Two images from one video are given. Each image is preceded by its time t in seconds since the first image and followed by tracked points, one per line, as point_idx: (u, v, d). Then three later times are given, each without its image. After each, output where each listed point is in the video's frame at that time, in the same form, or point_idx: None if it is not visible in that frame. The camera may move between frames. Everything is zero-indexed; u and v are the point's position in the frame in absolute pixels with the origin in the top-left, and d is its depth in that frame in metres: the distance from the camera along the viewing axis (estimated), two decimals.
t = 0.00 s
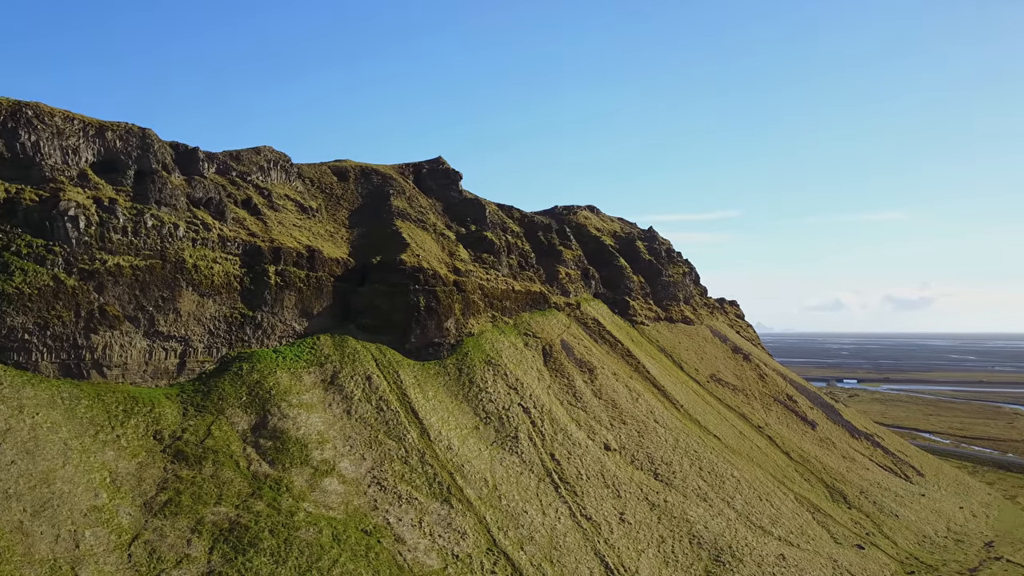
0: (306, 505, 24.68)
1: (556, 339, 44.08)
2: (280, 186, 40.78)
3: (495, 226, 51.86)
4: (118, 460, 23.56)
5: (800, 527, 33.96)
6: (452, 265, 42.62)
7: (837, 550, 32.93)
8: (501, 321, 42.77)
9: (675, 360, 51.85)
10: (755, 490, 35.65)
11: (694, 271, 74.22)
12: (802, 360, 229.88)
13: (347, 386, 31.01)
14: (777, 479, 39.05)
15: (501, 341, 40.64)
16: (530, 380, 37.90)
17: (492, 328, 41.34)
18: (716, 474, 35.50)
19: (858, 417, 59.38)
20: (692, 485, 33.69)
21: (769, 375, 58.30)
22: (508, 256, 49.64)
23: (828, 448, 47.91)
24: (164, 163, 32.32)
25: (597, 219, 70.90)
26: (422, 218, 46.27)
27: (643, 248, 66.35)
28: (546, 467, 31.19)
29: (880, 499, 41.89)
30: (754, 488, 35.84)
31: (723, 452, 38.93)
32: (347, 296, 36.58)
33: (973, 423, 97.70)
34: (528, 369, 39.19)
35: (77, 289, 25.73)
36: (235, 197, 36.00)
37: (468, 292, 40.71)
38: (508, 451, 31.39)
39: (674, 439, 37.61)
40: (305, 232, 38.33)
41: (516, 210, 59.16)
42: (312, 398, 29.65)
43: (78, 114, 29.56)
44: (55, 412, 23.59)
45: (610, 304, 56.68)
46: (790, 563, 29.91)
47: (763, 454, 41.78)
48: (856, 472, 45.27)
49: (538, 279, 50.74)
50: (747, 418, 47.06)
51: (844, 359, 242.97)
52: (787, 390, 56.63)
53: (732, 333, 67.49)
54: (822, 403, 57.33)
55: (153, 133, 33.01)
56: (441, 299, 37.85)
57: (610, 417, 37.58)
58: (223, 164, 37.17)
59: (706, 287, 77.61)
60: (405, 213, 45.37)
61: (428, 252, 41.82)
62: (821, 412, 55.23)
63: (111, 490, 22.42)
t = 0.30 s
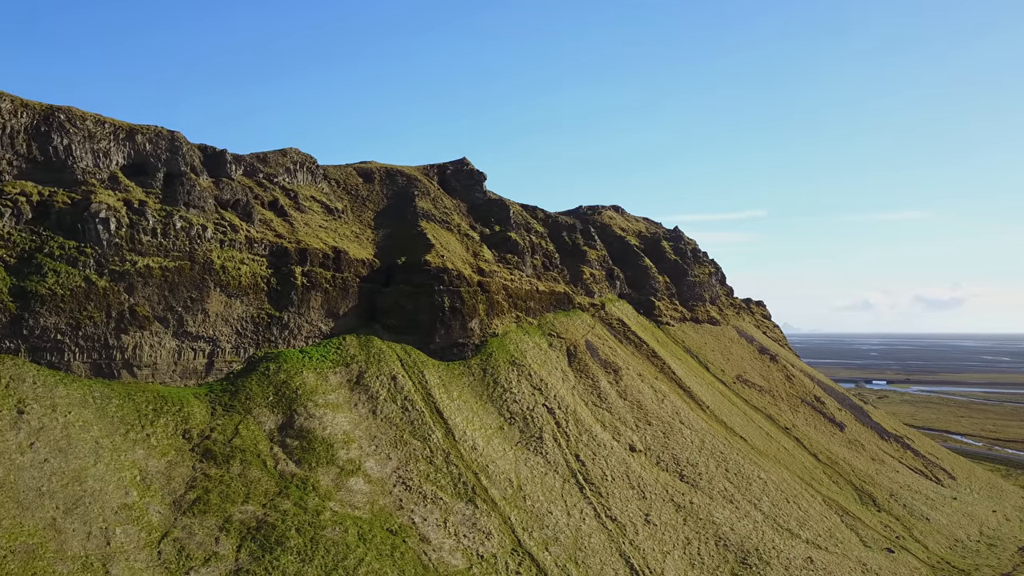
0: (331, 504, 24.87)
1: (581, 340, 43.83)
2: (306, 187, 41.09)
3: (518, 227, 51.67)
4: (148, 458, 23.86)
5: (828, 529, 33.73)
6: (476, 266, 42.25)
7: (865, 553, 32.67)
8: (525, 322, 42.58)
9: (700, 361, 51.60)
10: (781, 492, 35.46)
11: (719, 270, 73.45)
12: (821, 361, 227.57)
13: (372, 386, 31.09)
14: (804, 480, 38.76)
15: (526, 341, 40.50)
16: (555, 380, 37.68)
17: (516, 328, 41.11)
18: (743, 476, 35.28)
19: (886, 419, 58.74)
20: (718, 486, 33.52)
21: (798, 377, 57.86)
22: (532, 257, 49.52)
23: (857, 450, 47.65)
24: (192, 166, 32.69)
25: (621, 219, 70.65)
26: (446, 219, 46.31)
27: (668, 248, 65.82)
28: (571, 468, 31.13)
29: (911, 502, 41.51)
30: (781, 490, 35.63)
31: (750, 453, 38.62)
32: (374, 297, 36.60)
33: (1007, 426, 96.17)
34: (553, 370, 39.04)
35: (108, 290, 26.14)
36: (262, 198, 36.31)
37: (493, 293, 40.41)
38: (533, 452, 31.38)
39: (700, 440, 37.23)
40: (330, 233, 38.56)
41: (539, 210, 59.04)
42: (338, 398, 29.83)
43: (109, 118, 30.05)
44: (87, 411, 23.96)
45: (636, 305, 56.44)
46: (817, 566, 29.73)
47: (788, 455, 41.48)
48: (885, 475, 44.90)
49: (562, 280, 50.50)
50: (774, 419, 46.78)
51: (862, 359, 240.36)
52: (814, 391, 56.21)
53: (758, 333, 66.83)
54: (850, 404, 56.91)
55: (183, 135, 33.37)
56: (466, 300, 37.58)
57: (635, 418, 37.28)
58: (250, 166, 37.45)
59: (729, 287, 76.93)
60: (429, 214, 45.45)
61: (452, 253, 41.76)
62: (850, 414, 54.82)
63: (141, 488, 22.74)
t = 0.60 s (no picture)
0: (357, 503, 25.02)
1: (605, 341, 43.27)
2: (331, 189, 41.40)
3: (542, 227, 51.26)
4: (177, 457, 24.15)
5: (857, 533, 33.31)
6: (500, 266, 41.76)
7: (896, 558, 32.21)
8: (550, 322, 42.10)
9: (726, 362, 51.13)
10: (809, 494, 35.07)
11: (746, 270, 72.28)
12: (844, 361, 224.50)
13: (398, 386, 31.15)
14: (831, 482, 38.27)
15: (550, 342, 40.07)
16: (579, 381, 37.29)
17: (540, 329, 40.66)
18: (770, 478, 34.93)
19: (916, 421, 57.80)
20: (745, 488, 33.21)
21: (826, 378, 57.22)
22: (556, 257, 49.03)
23: (886, 452, 47.04)
24: (221, 168, 33.10)
25: (646, 219, 70.17)
26: (470, 220, 46.28)
27: (694, 248, 65.10)
28: (596, 469, 31.00)
29: (942, 506, 40.90)
30: (809, 493, 35.24)
31: (777, 455, 38.18)
32: (399, 297, 36.60)
33: None
34: (577, 370, 38.63)
35: (137, 291, 26.52)
36: (289, 200, 36.60)
37: (517, 294, 39.99)
38: (558, 453, 31.27)
39: (726, 442, 36.86)
40: (356, 234, 38.76)
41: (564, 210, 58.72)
42: (363, 398, 29.96)
43: (139, 121, 30.56)
44: (118, 410, 24.32)
45: (662, 305, 56.02)
46: (847, 570, 29.37)
47: (816, 457, 41.01)
48: (916, 477, 44.31)
49: (586, 280, 49.97)
50: (802, 420, 46.31)
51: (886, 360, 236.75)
52: (843, 393, 55.56)
53: (785, 334, 65.90)
54: (880, 406, 56.17)
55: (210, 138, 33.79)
56: (490, 300, 37.29)
57: (661, 419, 36.86)
58: (277, 167, 37.69)
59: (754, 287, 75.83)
60: (454, 214, 45.49)
61: (476, 253, 41.54)
62: (879, 416, 54.12)
63: (171, 486, 23.01)
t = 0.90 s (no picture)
0: (383, 503, 25.15)
1: (631, 342, 42.52)
2: (357, 190, 41.65)
3: (567, 227, 50.73)
4: (206, 456, 24.44)
5: (887, 536, 32.88)
6: (524, 267, 41.41)
7: (927, 562, 31.73)
8: (574, 323, 41.46)
9: (754, 362, 50.60)
10: (838, 497, 34.66)
11: (774, 270, 70.85)
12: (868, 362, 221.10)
13: (423, 386, 31.19)
14: (860, 485, 37.76)
15: (574, 342, 39.50)
16: (604, 382, 36.93)
17: (565, 330, 40.11)
18: (797, 479, 34.56)
19: (948, 423, 56.78)
20: (772, 489, 32.89)
21: (855, 379, 56.51)
22: (581, 257, 48.39)
23: (916, 455, 46.30)
24: (248, 169, 33.44)
25: (672, 219, 69.62)
26: (495, 220, 46.14)
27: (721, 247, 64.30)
28: (622, 470, 30.85)
29: (975, 510, 40.22)
30: (837, 495, 34.82)
31: (805, 456, 37.71)
32: (425, 297, 36.58)
33: None
34: (602, 371, 38.10)
35: (167, 292, 26.92)
36: (315, 201, 36.86)
37: (542, 294, 39.58)
38: (583, 453, 31.14)
39: (753, 443, 36.46)
40: (381, 235, 38.90)
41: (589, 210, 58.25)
42: (389, 397, 30.07)
43: (169, 124, 31.08)
44: (148, 409, 24.67)
45: (689, 305, 55.49)
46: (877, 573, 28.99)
47: (845, 460, 40.49)
48: (948, 480, 43.66)
49: (611, 280, 49.26)
50: (830, 422, 45.79)
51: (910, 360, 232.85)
52: (872, 394, 54.81)
53: (813, 334, 64.88)
54: (910, 407, 55.32)
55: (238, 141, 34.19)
56: (515, 300, 36.99)
57: (687, 420, 36.52)
58: (303, 169, 37.99)
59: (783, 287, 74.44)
60: (479, 215, 45.46)
61: (500, 253, 41.22)
62: (910, 417, 53.32)
63: (200, 484, 23.30)
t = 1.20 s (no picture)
0: (409, 503, 25.24)
1: (657, 342, 42.06)
2: (383, 191, 41.86)
3: (592, 227, 50.44)
4: (235, 455, 24.70)
5: (918, 540, 32.39)
6: (550, 267, 41.26)
7: (960, 567, 31.20)
8: (600, 323, 41.14)
9: (782, 363, 50.06)
10: (868, 500, 34.21)
11: (802, 270, 69.75)
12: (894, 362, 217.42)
13: (449, 386, 31.23)
14: (891, 488, 37.19)
15: (600, 343, 39.18)
16: (630, 383, 36.67)
17: (590, 330, 39.84)
18: (826, 482, 34.17)
19: (981, 426, 55.68)
20: (801, 491, 32.55)
21: (886, 380, 55.67)
22: (606, 257, 48.01)
23: (949, 457, 45.55)
24: (276, 171, 33.74)
25: (698, 219, 69.09)
26: (520, 221, 46.07)
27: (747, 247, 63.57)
28: (648, 472, 30.69)
29: (1011, 514, 39.44)
30: (867, 498, 34.38)
31: (834, 459, 37.26)
32: (450, 297, 36.56)
33: None
34: (629, 371, 37.83)
35: (196, 293, 27.26)
36: (342, 203, 37.12)
37: (567, 295, 39.34)
38: (609, 454, 31.00)
39: (782, 445, 36.05)
40: (407, 236, 39.01)
41: (614, 210, 57.91)
42: (415, 398, 30.17)
43: (198, 127, 31.56)
44: (178, 409, 24.99)
45: (715, 305, 54.95)
46: None
47: (875, 462, 39.95)
48: (981, 483, 42.89)
49: (637, 280, 48.83)
50: (860, 423, 45.22)
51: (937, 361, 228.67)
52: (903, 395, 54.02)
53: (842, 334, 63.89)
54: (942, 409, 54.41)
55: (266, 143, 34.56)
56: (540, 301, 36.83)
57: (714, 421, 36.20)
58: (330, 171, 38.30)
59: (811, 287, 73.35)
60: (504, 215, 45.45)
61: (525, 254, 41.10)
62: (942, 419, 52.44)
63: (229, 483, 23.55)
